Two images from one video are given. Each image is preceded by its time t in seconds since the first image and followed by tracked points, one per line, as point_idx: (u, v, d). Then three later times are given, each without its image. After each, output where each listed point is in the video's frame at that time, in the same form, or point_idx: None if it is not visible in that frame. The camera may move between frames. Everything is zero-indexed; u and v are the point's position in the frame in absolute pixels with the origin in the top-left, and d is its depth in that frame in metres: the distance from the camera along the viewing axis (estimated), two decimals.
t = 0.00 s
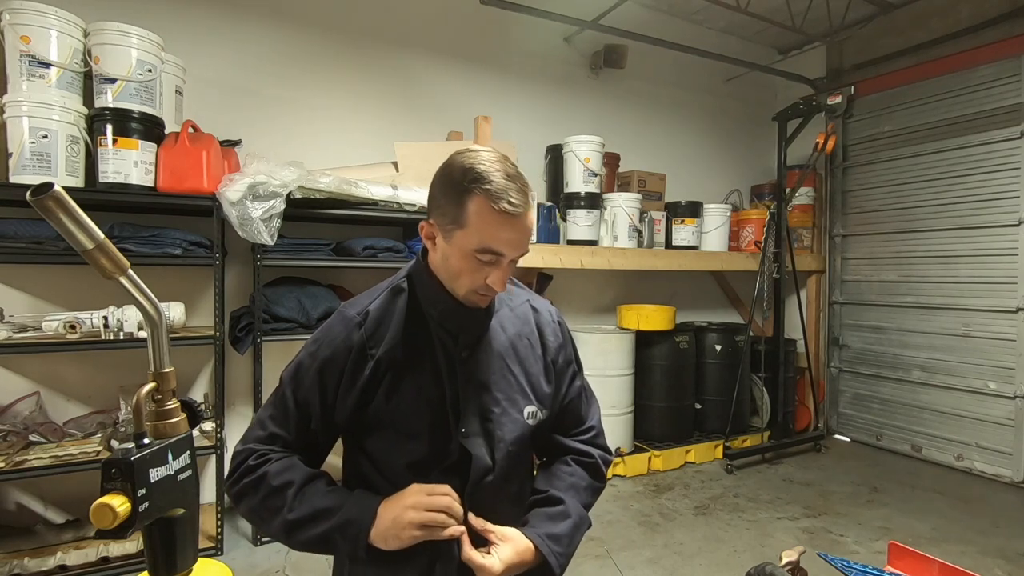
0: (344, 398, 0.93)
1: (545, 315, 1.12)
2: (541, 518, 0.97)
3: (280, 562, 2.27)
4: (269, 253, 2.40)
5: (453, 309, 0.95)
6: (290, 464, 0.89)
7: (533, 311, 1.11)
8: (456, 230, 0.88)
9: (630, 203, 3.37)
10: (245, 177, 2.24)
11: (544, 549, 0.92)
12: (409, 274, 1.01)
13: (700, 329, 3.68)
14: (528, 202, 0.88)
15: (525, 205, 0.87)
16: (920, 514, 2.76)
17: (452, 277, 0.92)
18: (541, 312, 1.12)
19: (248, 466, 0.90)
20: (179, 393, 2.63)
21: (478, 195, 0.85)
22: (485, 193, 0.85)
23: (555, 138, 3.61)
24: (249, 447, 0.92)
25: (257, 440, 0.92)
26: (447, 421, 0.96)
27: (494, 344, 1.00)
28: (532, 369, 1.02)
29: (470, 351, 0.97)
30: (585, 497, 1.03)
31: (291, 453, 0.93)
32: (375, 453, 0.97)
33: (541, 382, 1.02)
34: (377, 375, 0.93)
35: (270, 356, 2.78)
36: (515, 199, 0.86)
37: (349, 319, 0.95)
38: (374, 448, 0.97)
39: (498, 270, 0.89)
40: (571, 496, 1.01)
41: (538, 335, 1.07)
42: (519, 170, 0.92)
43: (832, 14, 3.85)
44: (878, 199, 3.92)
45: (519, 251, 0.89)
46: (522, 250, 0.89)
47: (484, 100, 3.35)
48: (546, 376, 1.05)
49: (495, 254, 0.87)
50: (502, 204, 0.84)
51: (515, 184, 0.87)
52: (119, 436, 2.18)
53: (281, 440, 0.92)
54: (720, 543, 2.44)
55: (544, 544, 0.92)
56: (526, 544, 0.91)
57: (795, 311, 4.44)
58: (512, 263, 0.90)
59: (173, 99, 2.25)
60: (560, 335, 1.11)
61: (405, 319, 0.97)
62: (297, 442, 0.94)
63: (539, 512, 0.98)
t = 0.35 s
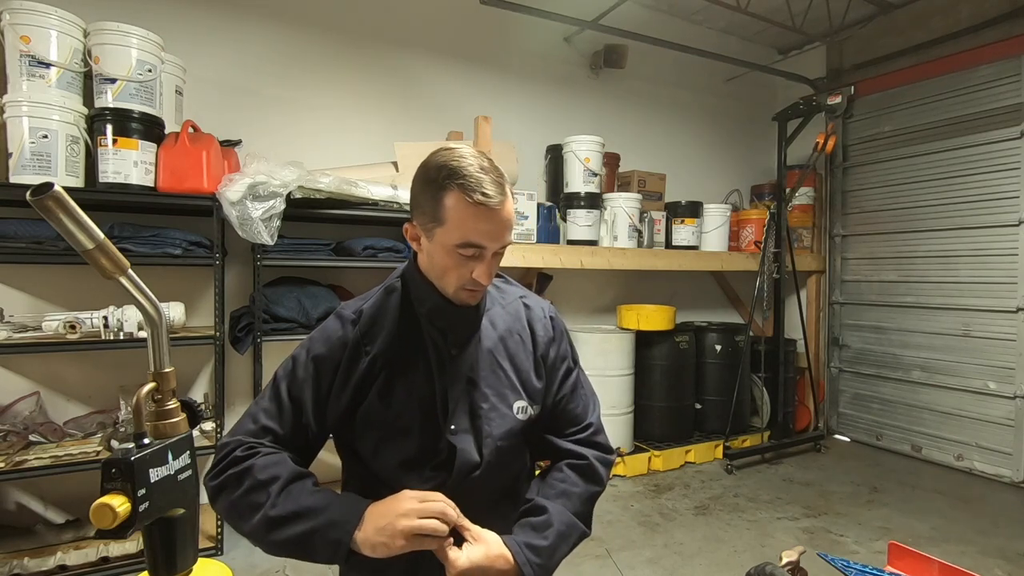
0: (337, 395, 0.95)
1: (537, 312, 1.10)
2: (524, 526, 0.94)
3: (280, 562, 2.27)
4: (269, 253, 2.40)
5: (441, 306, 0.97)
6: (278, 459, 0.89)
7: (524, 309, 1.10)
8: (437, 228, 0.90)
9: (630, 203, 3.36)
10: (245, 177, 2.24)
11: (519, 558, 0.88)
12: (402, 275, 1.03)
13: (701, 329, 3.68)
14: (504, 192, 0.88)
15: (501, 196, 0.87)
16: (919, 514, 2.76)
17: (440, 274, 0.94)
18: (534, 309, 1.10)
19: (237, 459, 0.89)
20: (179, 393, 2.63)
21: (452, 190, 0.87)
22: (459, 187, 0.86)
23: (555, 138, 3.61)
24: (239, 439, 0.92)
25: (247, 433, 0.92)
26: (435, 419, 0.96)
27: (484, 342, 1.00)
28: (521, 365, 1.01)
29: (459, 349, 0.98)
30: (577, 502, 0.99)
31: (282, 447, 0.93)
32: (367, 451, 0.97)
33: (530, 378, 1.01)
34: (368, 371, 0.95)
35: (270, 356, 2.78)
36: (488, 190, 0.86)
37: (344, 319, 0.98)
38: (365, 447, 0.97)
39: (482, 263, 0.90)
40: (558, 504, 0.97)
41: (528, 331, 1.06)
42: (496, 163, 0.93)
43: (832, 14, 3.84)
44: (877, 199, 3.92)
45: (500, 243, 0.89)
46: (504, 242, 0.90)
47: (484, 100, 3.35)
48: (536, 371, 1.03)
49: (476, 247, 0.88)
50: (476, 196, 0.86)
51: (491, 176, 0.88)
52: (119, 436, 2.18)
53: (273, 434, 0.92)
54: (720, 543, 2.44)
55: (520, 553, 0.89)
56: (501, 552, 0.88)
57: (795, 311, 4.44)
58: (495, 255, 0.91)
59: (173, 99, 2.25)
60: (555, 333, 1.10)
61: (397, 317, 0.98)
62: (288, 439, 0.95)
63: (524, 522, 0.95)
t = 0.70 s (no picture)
0: (331, 392, 0.96)
1: (533, 311, 1.07)
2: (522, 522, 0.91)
3: (280, 562, 2.26)
4: (269, 253, 2.40)
5: (433, 305, 0.97)
6: (269, 435, 0.90)
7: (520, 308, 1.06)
8: (432, 229, 0.90)
9: (630, 203, 3.36)
10: (245, 177, 2.24)
11: (516, 558, 0.85)
12: (396, 274, 1.02)
13: (700, 329, 3.68)
14: (499, 193, 0.88)
15: (496, 197, 0.87)
16: (919, 514, 2.76)
17: (435, 276, 0.94)
18: (530, 308, 1.07)
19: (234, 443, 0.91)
20: (179, 393, 2.63)
21: (448, 192, 0.87)
22: (453, 188, 0.87)
23: (555, 138, 3.61)
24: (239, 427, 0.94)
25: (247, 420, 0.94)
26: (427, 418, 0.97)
27: (476, 342, 0.99)
28: (515, 365, 0.99)
29: (452, 350, 0.97)
30: (573, 499, 0.96)
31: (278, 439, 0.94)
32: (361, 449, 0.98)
33: (524, 377, 0.99)
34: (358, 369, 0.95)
35: (270, 355, 2.78)
36: (483, 191, 0.86)
37: (335, 318, 0.97)
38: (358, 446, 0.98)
39: (477, 264, 0.90)
40: (553, 502, 0.93)
41: (523, 331, 1.03)
42: (491, 164, 0.93)
43: (832, 14, 3.84)
44: (877, 199, 3.92)
45: (495, 245, 0.89)
46: (499, 242, 0.90)
47: (484, 100, 3.35)
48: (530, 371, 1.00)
49: (470, 247, 0.88)
50: (470, 197, 0.85)
51: (484, 177, 0.88)
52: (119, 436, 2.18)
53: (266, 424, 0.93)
54: (720, 543, 2.44)
55: (516, 552, 0.86)
56: (499, 555, 0.84)
57: (795, 311, 4.44)
58: (490, 257, 0.90)
59: (173, 99, 2.25)
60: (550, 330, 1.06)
61: (389, 316, 0.98)
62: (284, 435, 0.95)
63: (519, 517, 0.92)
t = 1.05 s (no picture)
0: (332, 379, 1.02)
1: (526, 310, 0.99)
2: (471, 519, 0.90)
3: (280, 562, 2.26)
4: (269, 253, 2.40)
5: (413, 296, 0.96)
6: (285, 408, 1.00)
7: (512, 306, 0.99)
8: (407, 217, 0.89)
9: (630, 203, 3.36)
10: (245, 177, 2.24)
11: (447, 556, 0.84)
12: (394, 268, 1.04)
13: (700, 329, 3.68)
14: (470, 177, 0.86)
15: (466, 181, 0.85)
16: (919, 514, 2.76)
17: (415, 265, 0.92)
18: (523, 307, 0.99)
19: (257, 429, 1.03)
20: (179, 393, 2.63)
21: (418, 177, 0.86)
22: (423, 174, 0.86)
23: (555, 138, 3.61)
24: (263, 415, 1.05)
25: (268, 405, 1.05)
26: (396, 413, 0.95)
27: (453, 337, 0.95)
28: (493, 363, 0.94)
29: (430, 345, 0.96)
30: (535, 510, 0.89)
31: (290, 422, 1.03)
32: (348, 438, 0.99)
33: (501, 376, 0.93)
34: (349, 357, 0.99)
35: (270, 356, 2.78)
36: (451, 174, 0.84)
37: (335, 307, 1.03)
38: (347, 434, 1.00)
39: (450, 252, 0.87)
40: (508, 506, 0.89)
41: (507, 330, 0.96)
42: (469, 152, 0.91)
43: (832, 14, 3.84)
44: (878, 199, 3.92)
45: (468, 230, 0.86)
46: (472, 229, 0.86)
47: (484, 100, 3.35)
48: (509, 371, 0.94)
49: (440, 234, 0.86)
50: (437, 181, 0.84)
51: (457, 163, 0.86)
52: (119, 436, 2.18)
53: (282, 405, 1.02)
54: (720, 543, 2.44)
55: (449, 551, 0.84)
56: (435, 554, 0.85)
57: (794, 311, 4.44)
58: (464, 244, 0.87)
59: (173, 99, 2.25)
60: (540, 331, 0.98)
61: (375, 305, 1.00)
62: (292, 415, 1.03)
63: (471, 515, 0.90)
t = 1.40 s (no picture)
0: (332, 377, 1.03)
1: (525, 307, 0.97)
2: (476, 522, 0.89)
3: (280, 562, 2.26)
4: (269, 253, 2.40)
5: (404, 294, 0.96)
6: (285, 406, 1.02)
7: (510, 303, 0.97)
8: (391, 213, 0.90)
9: (630, 203, 3.36)
10: (245, 177, 2.24)
11: (456, 567, 0.84)
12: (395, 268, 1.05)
13: (700, 329, 3.68)
14: (449, 171, 0.86)
15: (443, 174, 0.85)
16: (919, 514, 2.76)
17: (404, 262, 0.93)
18: (522, 303, 0.97)
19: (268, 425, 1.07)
20: (179, 393, 2.63)
21: (398, 173, 0.87)
22: (402, 170, 0.86)
23: (555, 138, 3.61)
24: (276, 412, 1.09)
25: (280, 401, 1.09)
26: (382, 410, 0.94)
27: (446, 336, 0.94)
28: (488, 359, 0.91)
29: (418, 341, 0.95)
30: (544, 512, 0.88)
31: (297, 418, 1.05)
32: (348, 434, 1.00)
33: (498, 372, 0.91)
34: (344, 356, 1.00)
35: (270, 355, 2.78)
36: (428, 169, 0.85)
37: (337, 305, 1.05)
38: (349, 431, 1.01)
39: (432, 247, 0.87)
40: (515, 509, 0.88)
41: (504, 326, 0.94)
42: (453, 146, 0.91)
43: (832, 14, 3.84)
44: (877, 199, 3.93)
45: (448, 224, 0.85)
46: (452, 224, 0.86)
47: (484, 100, 3.35)
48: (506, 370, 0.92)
49: (419, 230, 0.86)
50: (414, 176, 0.85)
51: (437, 158, 0.87)
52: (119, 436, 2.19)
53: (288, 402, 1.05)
54: (720, 543, 2.44)
55: (458, 560, 0.84)
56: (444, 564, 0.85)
57: (794, 311, 4.44)
58: (444, 238, 0.87)
59: (173, 100, 2.25)
60: (539, 326, 0.95)
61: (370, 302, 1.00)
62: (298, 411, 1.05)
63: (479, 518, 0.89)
